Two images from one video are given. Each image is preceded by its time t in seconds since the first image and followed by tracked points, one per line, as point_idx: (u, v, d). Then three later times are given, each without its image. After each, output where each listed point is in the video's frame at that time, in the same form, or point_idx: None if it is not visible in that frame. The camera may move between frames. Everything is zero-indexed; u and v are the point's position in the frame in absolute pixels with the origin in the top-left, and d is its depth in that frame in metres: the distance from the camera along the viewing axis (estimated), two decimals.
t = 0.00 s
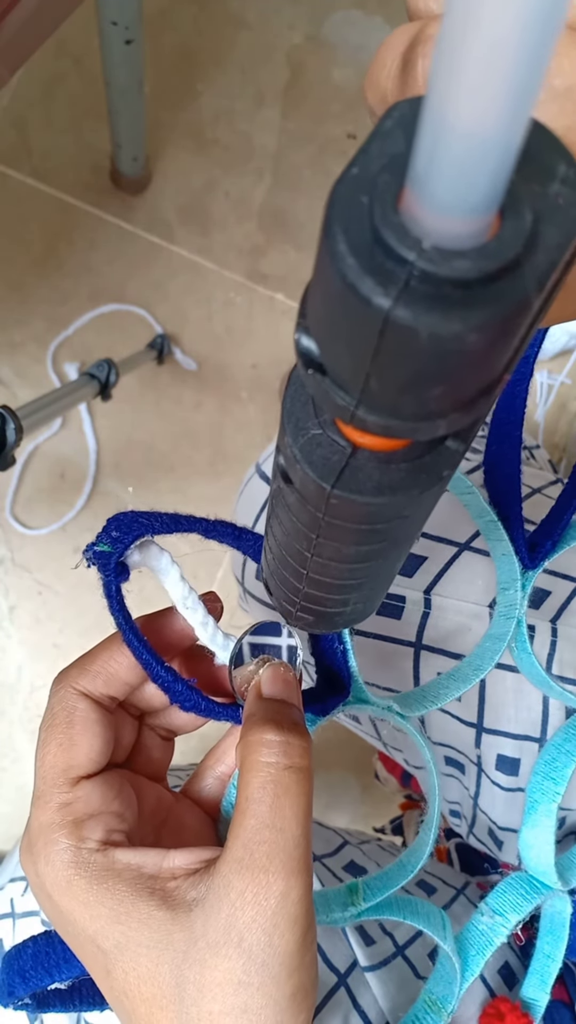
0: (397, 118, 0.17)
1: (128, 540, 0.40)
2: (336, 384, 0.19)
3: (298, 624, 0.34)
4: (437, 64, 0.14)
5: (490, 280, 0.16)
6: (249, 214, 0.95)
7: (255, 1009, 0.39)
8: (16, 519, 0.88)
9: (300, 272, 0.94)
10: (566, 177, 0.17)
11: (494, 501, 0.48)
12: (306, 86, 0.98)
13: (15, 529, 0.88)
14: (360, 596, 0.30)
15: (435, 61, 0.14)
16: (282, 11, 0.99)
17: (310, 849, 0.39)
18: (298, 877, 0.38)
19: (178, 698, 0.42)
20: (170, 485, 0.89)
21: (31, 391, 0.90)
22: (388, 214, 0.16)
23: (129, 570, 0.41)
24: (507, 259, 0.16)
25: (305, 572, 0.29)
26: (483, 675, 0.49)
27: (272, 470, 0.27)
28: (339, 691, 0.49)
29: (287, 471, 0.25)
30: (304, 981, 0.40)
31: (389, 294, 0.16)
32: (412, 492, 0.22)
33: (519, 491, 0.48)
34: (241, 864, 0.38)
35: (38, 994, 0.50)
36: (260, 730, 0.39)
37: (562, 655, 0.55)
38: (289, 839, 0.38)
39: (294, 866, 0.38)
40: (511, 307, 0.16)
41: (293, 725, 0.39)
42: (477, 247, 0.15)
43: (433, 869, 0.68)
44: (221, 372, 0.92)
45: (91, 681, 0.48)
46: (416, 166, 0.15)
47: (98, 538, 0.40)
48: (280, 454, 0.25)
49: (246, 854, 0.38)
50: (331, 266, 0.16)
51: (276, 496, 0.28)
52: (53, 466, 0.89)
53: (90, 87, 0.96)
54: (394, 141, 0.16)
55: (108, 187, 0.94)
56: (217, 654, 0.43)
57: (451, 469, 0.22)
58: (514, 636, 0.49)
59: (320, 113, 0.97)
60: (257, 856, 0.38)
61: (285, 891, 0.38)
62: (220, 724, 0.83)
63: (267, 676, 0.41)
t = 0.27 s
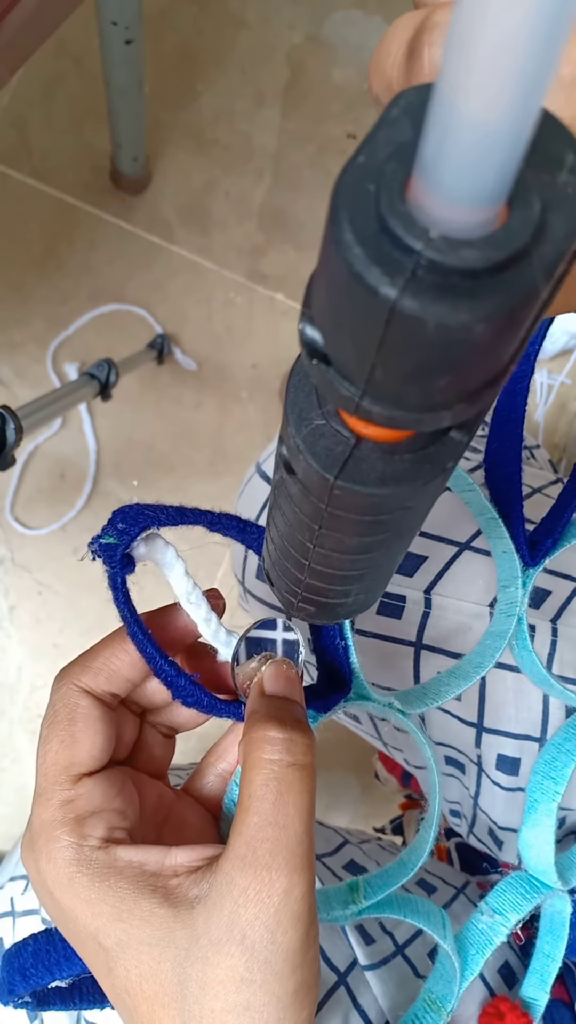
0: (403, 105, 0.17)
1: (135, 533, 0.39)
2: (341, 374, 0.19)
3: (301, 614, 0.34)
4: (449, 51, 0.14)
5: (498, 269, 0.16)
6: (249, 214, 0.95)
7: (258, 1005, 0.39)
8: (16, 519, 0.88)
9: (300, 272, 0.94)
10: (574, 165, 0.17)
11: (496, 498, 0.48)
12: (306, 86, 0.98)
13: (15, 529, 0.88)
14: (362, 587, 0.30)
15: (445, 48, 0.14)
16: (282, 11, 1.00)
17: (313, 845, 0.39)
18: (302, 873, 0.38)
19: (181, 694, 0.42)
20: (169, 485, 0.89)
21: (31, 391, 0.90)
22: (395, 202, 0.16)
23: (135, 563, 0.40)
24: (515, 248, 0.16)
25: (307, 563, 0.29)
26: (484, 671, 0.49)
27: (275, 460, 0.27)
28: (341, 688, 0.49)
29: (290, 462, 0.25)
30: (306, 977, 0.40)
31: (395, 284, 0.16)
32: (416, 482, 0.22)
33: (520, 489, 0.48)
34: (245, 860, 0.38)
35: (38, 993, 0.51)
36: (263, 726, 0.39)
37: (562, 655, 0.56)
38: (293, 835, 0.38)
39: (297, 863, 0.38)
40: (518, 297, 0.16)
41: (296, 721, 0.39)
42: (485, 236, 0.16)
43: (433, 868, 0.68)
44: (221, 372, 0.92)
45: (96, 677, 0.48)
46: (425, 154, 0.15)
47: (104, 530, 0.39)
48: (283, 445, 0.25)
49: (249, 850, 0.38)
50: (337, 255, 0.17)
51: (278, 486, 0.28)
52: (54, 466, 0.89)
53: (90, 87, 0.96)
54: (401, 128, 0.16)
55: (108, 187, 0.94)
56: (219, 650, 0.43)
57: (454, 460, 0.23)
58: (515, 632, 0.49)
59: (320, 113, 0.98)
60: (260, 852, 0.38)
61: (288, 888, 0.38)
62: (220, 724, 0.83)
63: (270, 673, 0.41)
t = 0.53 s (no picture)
0: (405, 104, 0.17)
1: (147, 525, 0.39)
2: (344, 374, 0.19)
3: (304, 610, 0.34)
4: (449, 52, 0.15)
5: (499, 270, 0.16)
6: (249, 214, 0.95)
7: (263, 1004, 0.39)
8: (16, 519, 0.88)
9: (300, 272, 0.94)
10: None
11: (501, 498, 0.48)
12: (306, 86, 0.98)
13: (15, 529, 0.88)
14: (367, 581, 0.30)
15: (444, 51, 0.15)
16: (282, 11, 1.00)
17: (317, 843, 0.39)
18: (307, 871, 0.38)
19: (187, 689, 0.42)
20: (170, 485, 0.89)
21: (31, 391, 0.90)
22: (396, 203, 0.16)
23: (146, 556, 0.40)
24: (517, 248, 0.16)
25: (313, 558, 0.29)
26: (487, 671, 0.49)
27: (279, 457, 0.27)
28: (345, 685, 0.48)
29: (294, 459, 0.25)
30: (311, 974, 0.40)
31: (396, 285, 0.16)
32: (420, 478, 0.22)
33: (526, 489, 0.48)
34: (250, 858, 0.38)
35: (39, 992, 0.51)
36: (269, 724, 0.39)
37: (562, 655, 0.56)
38: (298, 834, 0.38)
39: (303, 860, 0.38)
40: (520, 296, 0.16)
41: (302, 719, 0.39)
42: (486, 237, 0.16)
43: (434, 868, 0.68)
44: (221, 372, 0.92)
45: (101, 673, 0.48)
46: (426, 155, 0.15)
47: (115, 522, 0.39)
48: (288, 442, 0.26)
49: (254, 848, 0.38)
50: (338, 255, 0.17)
51: (283, 483, 0.28)
52: (54, 466, 0.89)
53: (90, 87, 0.96)
54: (402, 128, 0.17)
55: (108, 187, 0.94)
56: (225, 647, 0.44)
57: (458, 458, 0.23)
58: (518, 633, 0.50)
59: (320, 113, 0.98)
60: (265, 850, 0.38)
61: (293, 885, 0.38)
62: (220, 723, 0.83)
63: (275, 671, 0.41)
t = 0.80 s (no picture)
0: (413, 102, 0.17)
1: (152, 524, 0.39)
2: (355, 376, 0.19)
3: (311, 610, 0.34)
4: (462, 48, 0.15)
5: (512, 267, 0.16)
6: (249, 214, 0.95)
7: (264, 1003, 0.39)
8: (16, 519, 0.88)
9: (300, 272, 0.94)
10: None
11: (504, 498, 0.48)
12: (306, 86, 0.98)
13: (15, 529, 0.88)
14: (374, 582, 0.30)
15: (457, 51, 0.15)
16: (282, 11, 1.00)
17: (320, 842, 0.39)
18: (309, 870, 0.38)
19: (190, 687, 0.42)
20: (169, 485, 0.89)
21: (31, 391, 0.90)
22: (408, 202, 0.16)
23: (151, 554, 0.40)
24: (529, 245, 0.16)
25: (320, 560, 0.29)
26: (490, 672, 0.49)
27: (286, 459, 0.27)
28: (348, 687, 0.49)
29: (302, 461, 0.25)
30: (313, 974, 0.40)
31: (409, 285, 0.16)
32: (430, 475, 0.23)
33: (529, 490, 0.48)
34: (252, 857, 0.38)
35: (40, 991, 0.51)
36: (271, 724, 0.39)
37: (563, 654, 0.56)
38: (300, 833, 0.38)
39: (305, 859, 0.38)
40: (533, 294, 0.16)
41: (305, 719, 0.39)
42: (498, 235, 0.16)
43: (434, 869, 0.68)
44: (221, 372, 0.92)
45: (103, 671, 0.48)
46: (437, 153, 0.16)
47: (120, 521, 0.39)
48: (295, 445, 0.26)
49: (256, 847, 0.38)
50: (349, 255, 0.17)
51: (290, 485, 0.28)
52: (53, 466, 0.89)
53: (90, 87, 0.96)
54: (411, 126, 0.17)
55: (108, 187, 0.94)
56: (227, 646, 0.44)
57: (468, 457, 0.23)
58: (521, 635, 0.50)
59: (320, 113, 0.98)
60: (267, 849, 0.38)
61: (295, 884, 0.38)
62: (220, 724, 0.83)
63: (277, 671, 0.41)
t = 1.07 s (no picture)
0: (431, 98, 0.17)
1: (151, 530, 0.39)
2: (377, 379, 0.19)
3: (319, 618, 0.34)
4: (496, 50, 0.15)
5: (541, 264, 0.16)
6: (249, 214, 0.95)
7: (268, 1003, 0.39)
8: (16, 519, 0.88)
9: (300, 272, 0.94)
10: None
11: (510, 499, 0.48)
12: (306, 86, 0.98)
13: (15, 529, 0.88)
14: (384, 588, 0.30)
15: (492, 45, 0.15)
16: (282, 11, 1.00)
17: (324, 842, 0.39)
18: (313, 870, 0.38)
19: (193, 689, 0.42)
20: (169, 485, 0.89)
21: (31, 391, 0.90)
22: (436, 199, 0.16)
23: (150, 559, 0.40)
24: (558, 241, 0.16)
25: (331, 567, 0.29)
26: (495, 672, 0.49)
27: (297, 465, 0.27)
28: (354, 689, 0.49)
29: (316, 467, 0.25)
30: (317, 975, 0.40)
31: (440, 284, 0.16)
32: (448, 476, 0.22)
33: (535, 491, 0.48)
34: (256, 857, 0.38)
35: (41, 989, 0.51)
36: (276, 723, 0.39)
37: (563, 654, 0.56)
38: (305, 832, 0.38)
39: (309, 859, 0.38)
40: (562, 290, 0.16)
41: (309, 718, 0.40)
42: (527, 231, 0.16)
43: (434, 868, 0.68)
44: (221, 372, 0.92)
45: (108, 670, 0.48)
46: (466, 149, 0.16)
47: (119, 527, 0.39)
48: (308, 451, 0.26)
49: (261, 847, 0.38)
50: (376, 255, 0.17)
51: (301, 491, 0.28)
52: (54, 466, 0.89)
53: (90, 87, 0.96)
54: (431, 122, 0.17)
55: (108, 187, 0.94)
56: (231, 647, 0.43)
57: (485, 458, 0.23)
58: (526, 636, 0.50)
59: (320, 113, 0.98)
60: (272, 849, 0.38)
61: (299, 884, 0.38)
62: (220, 724, 0.83)
63: (282, 668, 0.41)
